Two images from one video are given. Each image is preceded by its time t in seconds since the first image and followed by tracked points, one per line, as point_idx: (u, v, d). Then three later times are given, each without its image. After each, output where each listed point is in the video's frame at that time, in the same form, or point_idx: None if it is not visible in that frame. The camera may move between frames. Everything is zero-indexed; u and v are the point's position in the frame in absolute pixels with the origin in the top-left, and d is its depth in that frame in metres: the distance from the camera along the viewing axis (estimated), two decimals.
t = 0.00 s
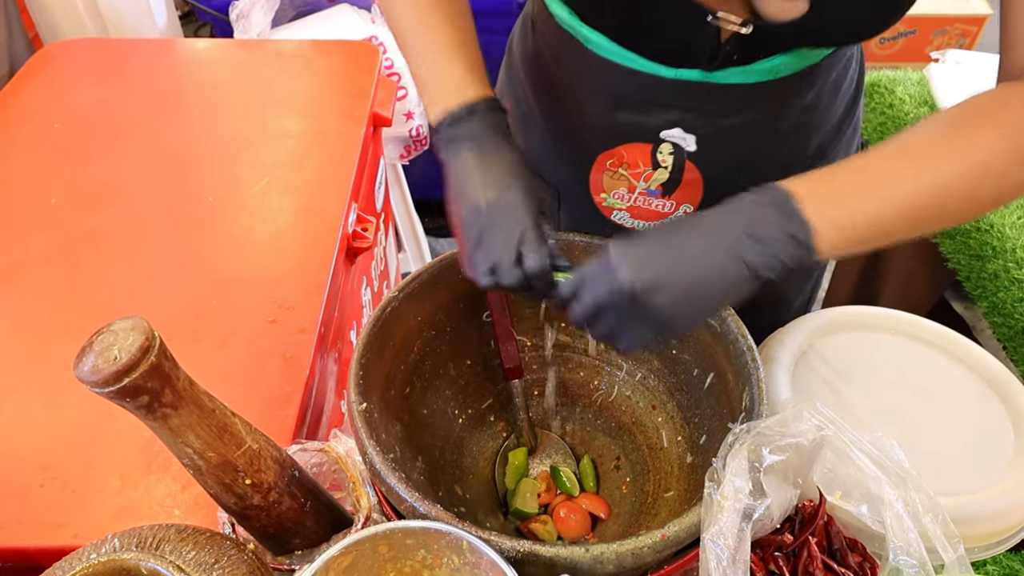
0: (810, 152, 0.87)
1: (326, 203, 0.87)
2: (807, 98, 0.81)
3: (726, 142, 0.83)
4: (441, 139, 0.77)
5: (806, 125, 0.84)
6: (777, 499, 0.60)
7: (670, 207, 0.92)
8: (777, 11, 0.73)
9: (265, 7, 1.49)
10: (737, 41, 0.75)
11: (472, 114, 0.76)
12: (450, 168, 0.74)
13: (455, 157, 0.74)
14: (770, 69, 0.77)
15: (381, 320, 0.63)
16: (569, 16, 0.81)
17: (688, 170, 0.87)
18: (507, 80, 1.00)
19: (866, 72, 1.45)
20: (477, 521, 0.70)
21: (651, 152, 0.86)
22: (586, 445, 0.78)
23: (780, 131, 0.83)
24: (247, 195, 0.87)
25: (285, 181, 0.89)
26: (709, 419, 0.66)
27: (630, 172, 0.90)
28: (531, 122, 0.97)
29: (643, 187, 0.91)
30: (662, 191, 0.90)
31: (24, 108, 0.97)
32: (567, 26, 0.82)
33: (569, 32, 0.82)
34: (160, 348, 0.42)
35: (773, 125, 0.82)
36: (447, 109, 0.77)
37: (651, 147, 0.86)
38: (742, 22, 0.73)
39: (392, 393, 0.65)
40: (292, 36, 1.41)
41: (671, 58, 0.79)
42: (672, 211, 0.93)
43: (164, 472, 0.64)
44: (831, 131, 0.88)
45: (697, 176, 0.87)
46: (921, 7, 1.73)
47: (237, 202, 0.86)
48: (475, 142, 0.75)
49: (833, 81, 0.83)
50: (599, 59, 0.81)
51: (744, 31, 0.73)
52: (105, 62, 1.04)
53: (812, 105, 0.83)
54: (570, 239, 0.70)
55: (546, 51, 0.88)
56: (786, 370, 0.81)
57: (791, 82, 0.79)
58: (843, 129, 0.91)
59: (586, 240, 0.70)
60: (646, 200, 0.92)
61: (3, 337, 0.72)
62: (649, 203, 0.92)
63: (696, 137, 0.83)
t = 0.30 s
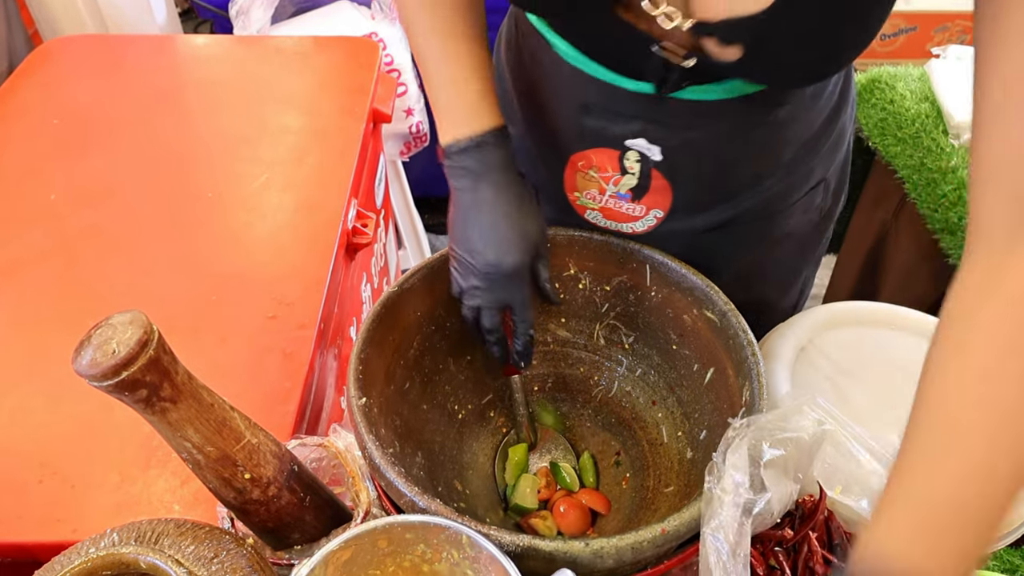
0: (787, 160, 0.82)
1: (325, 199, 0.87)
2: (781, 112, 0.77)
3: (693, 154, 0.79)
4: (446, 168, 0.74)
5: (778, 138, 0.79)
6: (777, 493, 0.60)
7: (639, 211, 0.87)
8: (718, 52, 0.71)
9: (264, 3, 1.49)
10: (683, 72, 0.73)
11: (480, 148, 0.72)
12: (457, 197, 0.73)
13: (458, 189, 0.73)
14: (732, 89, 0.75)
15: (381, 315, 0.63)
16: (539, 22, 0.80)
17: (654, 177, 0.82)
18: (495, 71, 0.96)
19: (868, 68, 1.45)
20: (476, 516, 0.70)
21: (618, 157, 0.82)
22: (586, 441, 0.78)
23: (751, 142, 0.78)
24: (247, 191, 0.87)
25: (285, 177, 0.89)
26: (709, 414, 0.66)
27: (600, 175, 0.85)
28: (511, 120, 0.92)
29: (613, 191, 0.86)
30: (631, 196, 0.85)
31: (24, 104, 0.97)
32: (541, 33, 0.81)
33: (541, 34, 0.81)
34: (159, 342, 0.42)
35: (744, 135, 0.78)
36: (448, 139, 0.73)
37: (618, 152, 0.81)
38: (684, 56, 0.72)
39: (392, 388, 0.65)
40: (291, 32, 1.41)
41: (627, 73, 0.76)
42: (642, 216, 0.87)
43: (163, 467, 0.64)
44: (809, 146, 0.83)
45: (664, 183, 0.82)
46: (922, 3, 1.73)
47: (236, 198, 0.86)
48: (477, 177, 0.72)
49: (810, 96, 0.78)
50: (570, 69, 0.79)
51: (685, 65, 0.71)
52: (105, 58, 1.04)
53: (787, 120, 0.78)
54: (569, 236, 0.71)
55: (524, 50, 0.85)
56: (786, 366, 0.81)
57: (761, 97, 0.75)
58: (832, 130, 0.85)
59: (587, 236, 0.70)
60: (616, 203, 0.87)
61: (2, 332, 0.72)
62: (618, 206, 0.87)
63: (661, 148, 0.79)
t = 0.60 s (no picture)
0: (775, 166, 0.81)
1: (326, 195, 0.87)
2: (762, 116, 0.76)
3: (674, 159, 0.79)
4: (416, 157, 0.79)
5: (766, 144, 0.79)
6: (778, 492, 0.60)
7: (626, 210, 0.86)
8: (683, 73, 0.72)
9: None
10: (652, 85, 0.74)
11: (439, 131, 0.77)
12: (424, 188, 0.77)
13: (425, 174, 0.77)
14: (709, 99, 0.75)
15: (382, 312, 0.63)
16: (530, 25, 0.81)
17: (640, 178, 0.82)
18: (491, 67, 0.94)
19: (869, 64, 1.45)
20: (477, 512, 0.70)
21: (602, 157, 0.82)
22: (586, 438, 0.78)
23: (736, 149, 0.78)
24: (247, 188, 0.87)
25: (285, 173, 0.89)
26: (709, 410, 0.66)
27: (586, 174, 0.85)
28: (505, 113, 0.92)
29: (601, 190, 0.85)
30: (618, 195, 0.85)
31: (24, 100, 0.97)
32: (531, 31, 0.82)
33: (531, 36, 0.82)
34: (160, 338, 0.42)
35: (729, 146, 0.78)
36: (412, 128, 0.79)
37: (603, 152, 0.81)
38: (650, 69, 0.72)
39: (393, 384, 0.65)
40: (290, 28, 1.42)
41: (609, 78, 0.76)
42: (629, 215, 0.87)
43: (163, 464, 0.64)
44: (801, 145, 0.81)
45: (649, 185, 0.83)
46: None
47: (237, 195, 0.86)
48: (438, 162, 0.77)
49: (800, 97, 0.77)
50: (556, 68, 0.80)
51: (650, 79, 0.72)
52: (105, 54, 1.04)
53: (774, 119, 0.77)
54: (568, 232, 0.70)
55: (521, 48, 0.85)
56: (787, 363, 0.81)
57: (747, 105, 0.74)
58: (826, 133, 0.83)
59: (587, 232, 0.69)
60: (604, 202, 0.87)
61: (3, 328, 0.72)
62: (606, 205, 0.87)
63: (643, 150, 0.79)
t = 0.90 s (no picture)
0: (790, 155, 0.81)
1: (326, 192, 0.87)
2: (782, 101, 0.76)
3: (691, 145, 0.78)
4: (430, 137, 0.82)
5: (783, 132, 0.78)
6: (780, 488, 0.62)
7: (639, 201, 0.86)
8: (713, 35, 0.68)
9: None
10: (682, 56, 0.71)
11: (440, 109, 0.80)
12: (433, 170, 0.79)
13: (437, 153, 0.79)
14: (738, 72, 0.72)
15: (383, 310, 0.63)
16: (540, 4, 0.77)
17: (654, 166, 0.82)
18: (497, 62, 0.94)
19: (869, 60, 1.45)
20: (478, 510, 0.70)
21: (618, 144, 0.81)
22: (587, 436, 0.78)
23: (753, 136, 0.78)
24: (247, 185, 0.87)
25: (285, 170, 0.89)
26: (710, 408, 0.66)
27: (601, 163, 0.84)
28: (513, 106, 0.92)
29: (613, 179, 0.85)
30: (631, 184, 0.84)
31: (24, 97, 0.96)
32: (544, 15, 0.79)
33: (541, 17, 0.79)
34: (160, 336, 0.42)
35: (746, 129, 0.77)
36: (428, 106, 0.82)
37: (618, 139, 0.81)
38: (682, 39, 0.70)
39: (394, 381, 0.65)
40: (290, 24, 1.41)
41: (630, 58, 0.74)
42: (642, 205, 0.87)
43: (164, 461, 0.64)
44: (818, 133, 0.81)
45: (665, 172, 0.82)
46: None
47: (237, 192, 0.86)
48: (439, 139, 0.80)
49: (817, 84, 0.77)
50: (573, 54, 0.77)
51: (683, 48, 0.70)
52: (105, 50, 1.03)
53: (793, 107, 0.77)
54: (571, 228, 0.70)
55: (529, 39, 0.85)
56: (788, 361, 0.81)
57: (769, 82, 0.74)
58: (841, 124, 0.84)
59: (589, 229, 0.70)
60: (616, 191, 0.86)
61: (4, 326, 0.72)
62: (619, 195, 0.86)
63: (663, 137, 0.78)
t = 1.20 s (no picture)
0: (822, 128, 0.87)
1: (326, 190, 0.86)
2: (821, 72, 0.81)
3: (738, 118, 0.83)
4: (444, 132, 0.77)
5: (819, 101, 0.84)
6: (781, 486, 0.62)
7: (682, 183, 0.92)
8: None
9: None
10: (743, 14, 0.74)
11: (459, 93, 0.75)
12: (458, 159, 0.74)
13: (454, 148, 0.75)
14: (786, 40, 0.76)
15: (383, 308, 0.63)
16: None
17: (701, 145, 0.86)
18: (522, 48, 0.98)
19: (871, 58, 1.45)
20: (478, 507, 0.70)
21: (663, 126, 0.86)
22: (588, 434, 0.78)
23: (793, 107, 0.83)
24: (248, 183, 0.86)
25: (286, 167, 0.89)
26: (711, 406, 0.65)
27: (642, 148, 0.89)
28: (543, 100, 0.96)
29: (656, 164, 0.91)
30: (675, 167, 0.90)
31: (23, 94, 0.96)
32: None
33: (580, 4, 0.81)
34: (160, 334, 0.42)
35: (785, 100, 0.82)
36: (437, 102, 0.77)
37: (664, 121, 0.85)
38: None
39: (394, 378, 0.65)
40: (289, 21, 1.41)
41: (677, 31, 0.78)
42: (684, 188, 0.92)
43: (165, 459, 0.64)
44: (842, 109, 0.88)
45: (710, 151, 0.87)
46: None
47: (237, 190, 0.86)
48: (464, 128, 0.74)
49: (846, 58, 0.82)
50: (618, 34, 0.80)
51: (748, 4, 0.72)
52: (105, 47, 1.03)
53: (825, 79, 0.82)
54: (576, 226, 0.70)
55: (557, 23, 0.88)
56: (789, 358, 0.81)
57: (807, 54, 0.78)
58: (860, 102, 0.91)
59: (590, 227, 0.70)
60: (657, 177, 0.92)
61: (4, 324, 0.72)
62: (661, 181, 0.92)
63: (710, 112, 0.83)
